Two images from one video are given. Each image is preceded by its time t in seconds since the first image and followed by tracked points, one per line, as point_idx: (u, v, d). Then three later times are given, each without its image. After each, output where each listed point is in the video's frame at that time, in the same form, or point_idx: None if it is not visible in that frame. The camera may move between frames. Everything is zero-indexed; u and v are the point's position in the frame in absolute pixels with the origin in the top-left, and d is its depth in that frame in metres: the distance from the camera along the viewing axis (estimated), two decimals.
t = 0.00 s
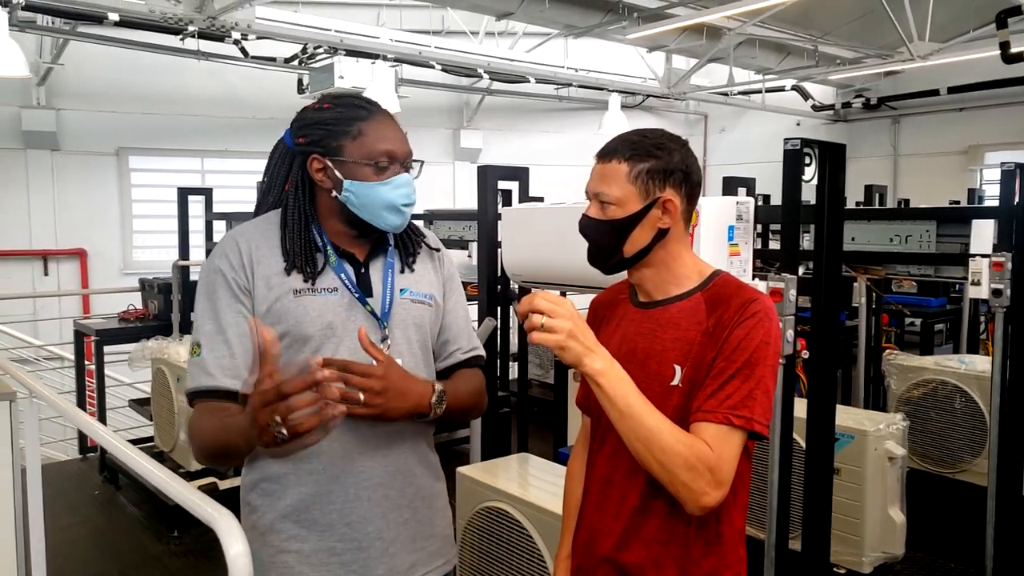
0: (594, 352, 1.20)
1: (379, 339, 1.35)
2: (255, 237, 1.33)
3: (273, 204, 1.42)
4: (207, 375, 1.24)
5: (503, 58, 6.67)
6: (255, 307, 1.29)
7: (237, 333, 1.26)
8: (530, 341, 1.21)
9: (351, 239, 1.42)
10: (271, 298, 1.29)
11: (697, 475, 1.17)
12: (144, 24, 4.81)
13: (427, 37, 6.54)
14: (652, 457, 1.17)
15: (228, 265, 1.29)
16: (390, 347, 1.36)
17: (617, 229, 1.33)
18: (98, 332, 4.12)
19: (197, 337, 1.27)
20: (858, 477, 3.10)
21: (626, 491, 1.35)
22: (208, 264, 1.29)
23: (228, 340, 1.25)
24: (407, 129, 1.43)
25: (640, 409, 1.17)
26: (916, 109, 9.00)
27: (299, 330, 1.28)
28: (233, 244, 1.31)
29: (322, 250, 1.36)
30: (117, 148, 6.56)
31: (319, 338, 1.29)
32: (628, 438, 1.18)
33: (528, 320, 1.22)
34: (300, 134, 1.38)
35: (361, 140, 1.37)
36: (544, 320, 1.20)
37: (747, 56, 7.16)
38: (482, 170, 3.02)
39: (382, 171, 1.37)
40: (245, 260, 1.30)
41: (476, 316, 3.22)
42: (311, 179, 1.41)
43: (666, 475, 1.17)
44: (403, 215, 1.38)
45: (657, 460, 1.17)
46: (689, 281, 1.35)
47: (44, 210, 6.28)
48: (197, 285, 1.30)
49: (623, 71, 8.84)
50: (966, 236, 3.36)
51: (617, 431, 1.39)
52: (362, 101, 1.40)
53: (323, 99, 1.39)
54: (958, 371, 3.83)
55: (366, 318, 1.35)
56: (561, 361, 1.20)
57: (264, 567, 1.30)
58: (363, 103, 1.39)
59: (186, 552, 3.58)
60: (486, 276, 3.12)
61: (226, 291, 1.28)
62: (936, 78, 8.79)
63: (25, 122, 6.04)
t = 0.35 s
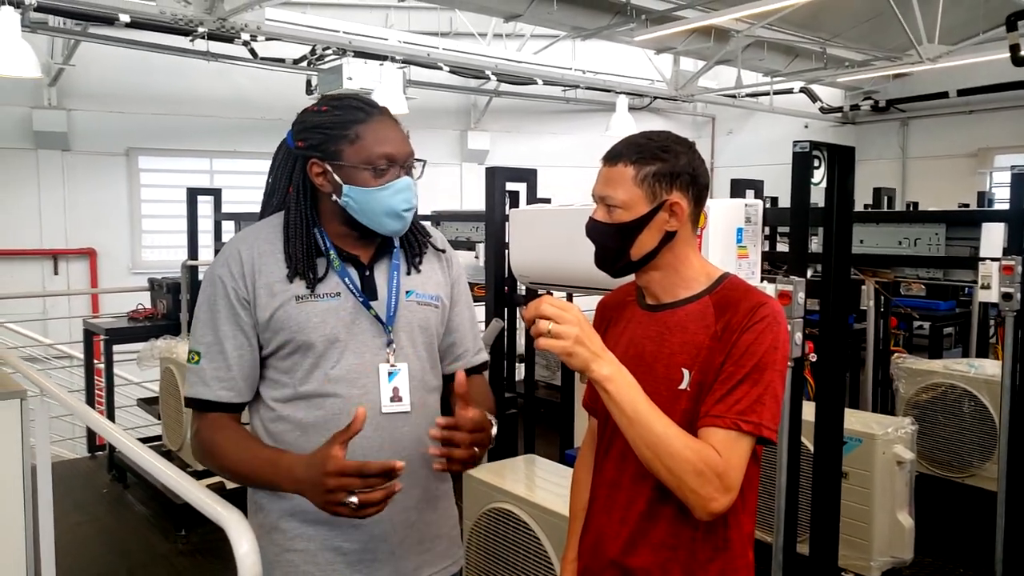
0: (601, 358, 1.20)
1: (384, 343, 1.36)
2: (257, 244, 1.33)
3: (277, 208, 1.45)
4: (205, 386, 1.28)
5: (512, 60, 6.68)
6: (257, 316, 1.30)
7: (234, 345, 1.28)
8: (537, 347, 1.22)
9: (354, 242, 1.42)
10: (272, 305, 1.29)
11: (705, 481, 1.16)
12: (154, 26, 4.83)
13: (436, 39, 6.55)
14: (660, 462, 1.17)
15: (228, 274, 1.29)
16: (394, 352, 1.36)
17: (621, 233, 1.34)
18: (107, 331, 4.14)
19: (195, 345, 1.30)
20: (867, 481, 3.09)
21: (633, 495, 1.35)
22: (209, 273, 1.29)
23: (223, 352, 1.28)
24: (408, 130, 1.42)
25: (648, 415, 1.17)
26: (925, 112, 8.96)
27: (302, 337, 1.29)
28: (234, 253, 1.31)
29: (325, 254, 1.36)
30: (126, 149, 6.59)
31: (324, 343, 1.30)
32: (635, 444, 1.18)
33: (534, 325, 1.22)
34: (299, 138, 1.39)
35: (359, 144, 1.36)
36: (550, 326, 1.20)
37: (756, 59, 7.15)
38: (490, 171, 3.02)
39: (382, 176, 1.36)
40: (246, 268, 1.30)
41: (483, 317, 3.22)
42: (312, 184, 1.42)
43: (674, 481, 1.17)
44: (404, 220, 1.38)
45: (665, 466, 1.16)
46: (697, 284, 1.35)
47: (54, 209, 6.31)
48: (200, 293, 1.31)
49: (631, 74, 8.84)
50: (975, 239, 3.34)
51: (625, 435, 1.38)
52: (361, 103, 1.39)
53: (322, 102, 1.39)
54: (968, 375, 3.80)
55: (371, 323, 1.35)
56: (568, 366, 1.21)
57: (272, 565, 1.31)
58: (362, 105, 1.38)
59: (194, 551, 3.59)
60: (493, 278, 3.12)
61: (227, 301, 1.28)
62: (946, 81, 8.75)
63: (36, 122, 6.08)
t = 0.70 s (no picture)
0: (612, 357, 1.18)
1: (389, 344, 1.35)
2: (263, 242, 1.32)
3: (282, 208, 1.44)
4: (206, 381, 1.28)
5: (515, 59, 6.67)
6: (261, 313, 1.29)
7: (236, 341, 1.28)
8: (548, 346, 1.20)
9: (358, 242, 1.40)
10: (277, 303, 1.29)
11: (714, 478, 1.17)
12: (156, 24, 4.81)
13: (438, 37, 6.53)
14: (670, 460, 1.16)
15: (233, 270, 1.29)
16: (399, 352, 1.35)
17: (647, 231, 1.31)
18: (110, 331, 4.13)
19: (199, 341, 1.30)
20: (869, 480, 3.10)
21: (640, 493, 1.34)
22: (214, 271, 1.29)
23: (226, 347, 1.28)
24: (413, 128, 1.42)
25: (658, 413, 1.16)
26: (928, 111, 8.98)
27: (306, 336, 1.29)
28: (240, 251, 1.31)
29: (330, 253, 1.35)
30: (129, 148, 6.55)
31: (328, 342, 1.29)
32: (645, 442, 1.17)
33: (546, 324, 1.21)
34: (303, 137, 1.38)
35: (361, 143, 1.35)
36: (563, 325, 1.18)
37: (761, 59, 7.16)
38: (495, 172, 3.02)
39: (386, 174, 1.35)
40: (251, 266, 1.30)
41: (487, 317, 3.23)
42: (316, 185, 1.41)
43: (684, 478, 1.17)
44: (408, 219, 1.37)
45: (675, 464, 1.16)
46: (703, 283, 1.35)
47: (57, 209, 6.28)
48: (204, 292, 1.31)
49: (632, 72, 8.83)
50: (979, 240, 3.35)
51: (631, 433, 1.38)
52: (362, 101, 1.38)
53: (324, 102, 1.39)
54: (970, 374, 3.82)
55: (376, 324, 1.34)
56: (578, 365, 1.19)
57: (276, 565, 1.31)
58: (364, 104, 1.37)
59: (196, 551, 3.59)
60: (497, 278, 3.12)
61: (231, 298, 1.28)
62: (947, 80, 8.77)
63: (38, 122, 6.04)
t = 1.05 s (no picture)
0: (616, 349, 1.18)
1: (384, 335, 1.34)
2: (262, 229, 1.32)
3: (282, 196, 1.44)
4: (203, 365, 1.26)
5: (514, 51, 6.65)
6: (259, 301, 1.29)
7: (235, 327, 1.26)
8: (552, 339, 1.20)
9: (356, 231, 1.41)
10: (275, 291, 1.28)
11: (718, 468, 1.17)
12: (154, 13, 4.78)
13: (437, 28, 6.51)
14: (674, 451, 1.17)
15: (232, 257, 1.28)
16: (394, 343, 1.35)
17: (656, 222, 1.31)
18: (106, 321, 4.12)
19: (195, 326, 1.28)
20: (864, 473, 3.11)
21: (642, 483, 1.34)
22: (212, 256, 1.28)
23: (223, 331, 1.26)
24: (413, 119, 1.41)
25: (662, 404, 1.16)
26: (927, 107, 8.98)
27: (302, 325, 1.28)
28: (238, 238, 1.30)
29: (327, 242, 1.35)
30: (125, 138, 6.53)
31: (324, 331, 1.29)
32: (649, 434, 1.17)
33: (551, 317, 1.20)
34: (304, 125, 1.39)
35: (362, 130, 1.35)
36: (568, 318, 1.18)
37: (760, 52, 7.16)
38: (493, 164, 3.01)
39: (384, 161, 1.35)
40: (249, 253, 1.29)
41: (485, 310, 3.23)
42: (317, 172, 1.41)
43: (689, 468, 1.17)
44: (404, 207, 1.37)
45: (679, 454, 1.17)
46: (702, 276, 1.35)
47: (53, 198, 6.26)
48: (201, 275, 1.30)
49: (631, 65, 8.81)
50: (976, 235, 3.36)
51: (632, 424, 1.38)
52: (366, 90, 1.38)
53: (327, 90, 1.39)
54: (966, 369, 3.84)
55: (372, 315, 1.34)
56: (581, 357, 1.19)
57: (269, 553, 1.31)
58: (365, 92, 1.37)
59: (193, 541, 3.59)
60: (495, 270, 3.12)
61: (228, 284, 1.27)
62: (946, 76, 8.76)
63: (34, 111, 6.01)
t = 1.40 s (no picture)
0: (607, 342, 1.18)
1: (380, 329, 1.35)
2: (260, 221, 1.32)
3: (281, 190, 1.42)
4: (195, 356, 1.26)
5: (509, 46, 6.65)
6: (255, 293, 1.28)
7: (228, 320, 1.26)
8: (544, 331, 1.20)
9: (354, 227, 1.40)
10: (272, 284, 1.28)
11: (710, 459, 1.17)
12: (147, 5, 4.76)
13: (432, 23, 6.50)
14: (665, 443, 1.17)
15: (229, 249, 1.28)
16: (390, 338, 1.35)
17: (645, 216, 1.31)
18: (99, 315, 4.10)
19: (190, 317, 1.27)
20: (858, 468, 3.12)
21: (636, 476, 1.34)
22: (209, 247, 1.27)
23: (218, 323, 1.26)
24: (411, 113, 1.41)
25: (653, 395, 1.17)
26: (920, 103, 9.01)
27: (297, 317, 1.28)
28: (236, 230, 1.30)
29: (326, 236, 1.35)
30: (119, 132, 6.51)
31: (319, 324, 1.29)
32: (641, 425, 1.17)
33: (543, 309, 1.21)
34: (303, 119, 1.38)
35: (360, 124, 1.35)
36: (560, 310, 1.19)
37: (754, 48, 7.19)
38: (488, 157, 3.00)
39: (383, 156, 1.34)
40: (246, 244, 1.29)
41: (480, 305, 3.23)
42: (316, 166, 1.40)
43: (680, 459, 1.17)
44: (403, 202, 1.35)
45: (671, 446, 1.16)
46: (696, 270, 1.34)
47: (45, 192, 6.23)
48: (198, 267, 1.29)
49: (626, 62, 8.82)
50: (970, 231, 3.37)
51: (625, 416, 1.37)
52: (365, 84, 1.37)
53: (326, 84, 1.38)
54: (960, 364, 3.84)
55: (368, 310, 1.34)
56: (574, 350, 1.20)
57: (265, 548, 1.30)
58: (364, 86, 1.36)
59: (185, 537, 3.57)
60: (490, 264, 3.12)
61: (224, 275, 1.27)
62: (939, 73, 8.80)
63: (26, 103, 5.98)
